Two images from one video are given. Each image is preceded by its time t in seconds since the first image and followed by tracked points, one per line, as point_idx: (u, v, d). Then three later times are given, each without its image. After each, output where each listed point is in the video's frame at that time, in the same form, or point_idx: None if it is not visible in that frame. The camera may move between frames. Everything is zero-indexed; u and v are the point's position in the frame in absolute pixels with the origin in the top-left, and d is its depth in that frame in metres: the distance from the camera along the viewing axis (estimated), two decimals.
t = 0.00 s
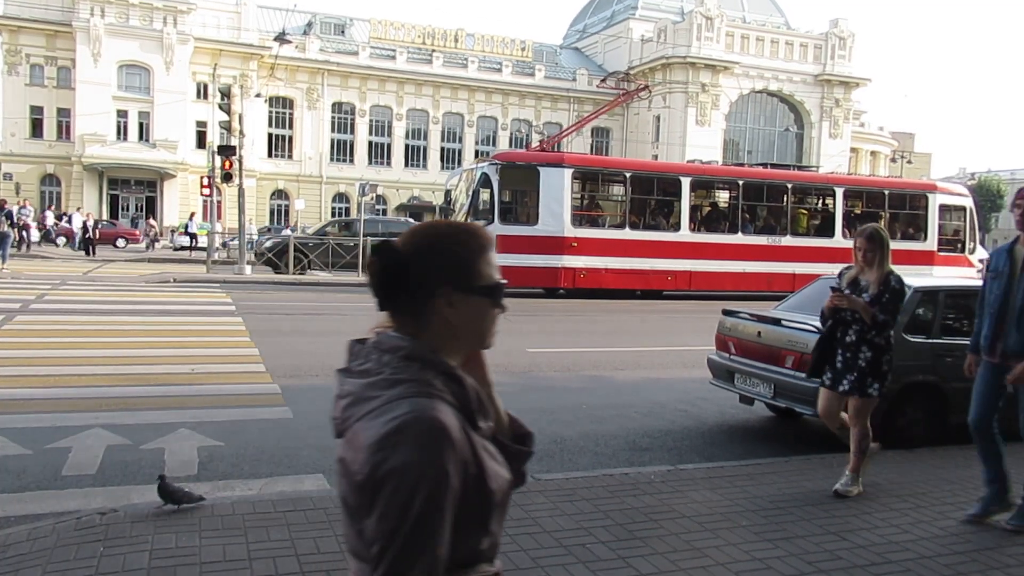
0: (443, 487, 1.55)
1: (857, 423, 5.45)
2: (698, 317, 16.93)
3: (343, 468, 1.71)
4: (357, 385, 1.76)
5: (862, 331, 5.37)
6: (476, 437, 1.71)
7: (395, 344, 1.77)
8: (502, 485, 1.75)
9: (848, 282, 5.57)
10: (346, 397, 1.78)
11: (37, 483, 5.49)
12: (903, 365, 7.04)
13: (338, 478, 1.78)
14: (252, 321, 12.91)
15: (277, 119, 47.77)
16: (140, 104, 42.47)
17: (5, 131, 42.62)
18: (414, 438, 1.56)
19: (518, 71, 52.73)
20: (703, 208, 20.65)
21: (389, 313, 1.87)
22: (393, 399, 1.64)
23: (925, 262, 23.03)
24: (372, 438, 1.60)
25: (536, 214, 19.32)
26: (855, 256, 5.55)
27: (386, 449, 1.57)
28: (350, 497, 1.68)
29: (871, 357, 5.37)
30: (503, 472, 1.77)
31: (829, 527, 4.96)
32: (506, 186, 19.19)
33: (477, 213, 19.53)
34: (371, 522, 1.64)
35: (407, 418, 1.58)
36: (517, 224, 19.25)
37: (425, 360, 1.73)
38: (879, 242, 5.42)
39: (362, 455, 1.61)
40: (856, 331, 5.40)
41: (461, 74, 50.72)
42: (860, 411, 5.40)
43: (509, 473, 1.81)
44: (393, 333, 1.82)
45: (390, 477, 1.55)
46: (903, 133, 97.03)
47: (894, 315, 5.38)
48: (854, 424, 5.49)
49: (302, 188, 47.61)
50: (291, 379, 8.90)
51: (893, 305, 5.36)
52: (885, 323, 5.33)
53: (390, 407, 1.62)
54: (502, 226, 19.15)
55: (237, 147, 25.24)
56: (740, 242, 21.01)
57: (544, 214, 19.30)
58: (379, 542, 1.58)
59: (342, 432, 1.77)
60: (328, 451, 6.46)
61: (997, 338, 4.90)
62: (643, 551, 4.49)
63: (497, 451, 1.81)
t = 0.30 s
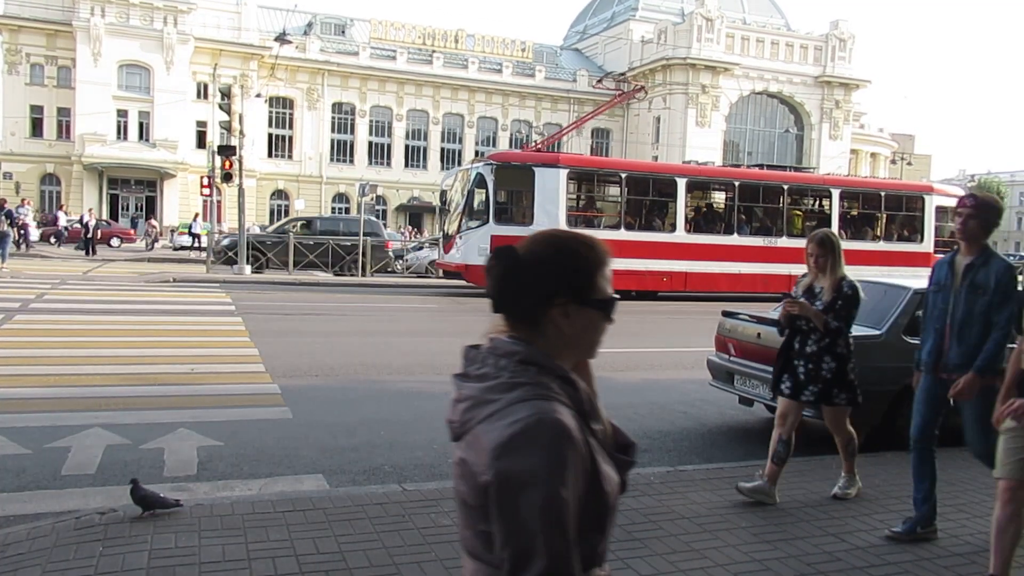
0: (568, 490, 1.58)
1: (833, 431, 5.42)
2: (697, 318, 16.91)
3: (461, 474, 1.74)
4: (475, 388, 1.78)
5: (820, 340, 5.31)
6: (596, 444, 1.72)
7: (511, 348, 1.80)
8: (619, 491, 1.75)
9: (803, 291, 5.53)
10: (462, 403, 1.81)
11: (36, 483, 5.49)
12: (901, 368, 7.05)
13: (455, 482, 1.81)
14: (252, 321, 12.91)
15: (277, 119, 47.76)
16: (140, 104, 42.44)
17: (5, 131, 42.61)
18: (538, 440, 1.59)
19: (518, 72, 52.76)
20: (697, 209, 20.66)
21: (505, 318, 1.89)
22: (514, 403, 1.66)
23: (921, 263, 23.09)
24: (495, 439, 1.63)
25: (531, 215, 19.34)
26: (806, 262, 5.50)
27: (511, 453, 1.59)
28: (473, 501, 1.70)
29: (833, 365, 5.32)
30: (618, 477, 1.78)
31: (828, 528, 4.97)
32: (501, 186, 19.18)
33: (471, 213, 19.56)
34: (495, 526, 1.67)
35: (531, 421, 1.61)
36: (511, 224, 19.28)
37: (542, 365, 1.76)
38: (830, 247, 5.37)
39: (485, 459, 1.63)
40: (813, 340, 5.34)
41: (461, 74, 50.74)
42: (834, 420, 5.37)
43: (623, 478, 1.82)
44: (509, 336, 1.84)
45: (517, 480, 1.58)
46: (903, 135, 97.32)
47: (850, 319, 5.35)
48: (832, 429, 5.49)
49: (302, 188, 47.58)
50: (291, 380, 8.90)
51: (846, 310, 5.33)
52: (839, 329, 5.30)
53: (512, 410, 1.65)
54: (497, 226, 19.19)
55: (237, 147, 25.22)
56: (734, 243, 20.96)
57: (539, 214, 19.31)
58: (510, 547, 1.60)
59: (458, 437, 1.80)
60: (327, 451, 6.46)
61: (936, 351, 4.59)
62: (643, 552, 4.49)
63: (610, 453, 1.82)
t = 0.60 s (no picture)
0: (712, 470, 1.80)
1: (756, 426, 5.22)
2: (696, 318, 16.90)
3: (605, 460, 1.95)
4: (612, 383, 1.99)
5: (769, 333, 5.15)
6: (726, 430, 1.95)
7: (641, 344, 2.03)
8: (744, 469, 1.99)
9: (753, 284, 5.36)
10: (596, 400, 2.02)
11: (35, 484, 5.48)
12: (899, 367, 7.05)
13: (596, 470, 2.02)
14: (252, 322, 12.92)
15: (276, 120, 47.72)
16: (139, 105, 42.41)
17: (5, 132, 42.59)
18: (683, 424, 1.82)
19: (517, 72, 52.82)
20: (689, 208, 20.59)
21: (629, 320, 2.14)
22: (652, 395, 1.89)
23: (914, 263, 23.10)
24: (642, 428, 1.86)
25: (523, 215, 19.31)
26: (754, 255, 5.33)
27: (659, 437, 1.82)
28: (618, 487, 1.91)
29: (779, 360, 5.14)
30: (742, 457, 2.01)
31: (827, 527, 4.97)
32: (492, 186, 19.22)
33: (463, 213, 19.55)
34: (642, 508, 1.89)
35: (675, 407, 1.84)
36: (503, 224, 19.25)
37: (670, 358, 1.99)
38: (775, 238, 5.21)
39: (634, 446, 1.86)
40: (763, 334, 5.17)
41: (460, 75, 50.72)
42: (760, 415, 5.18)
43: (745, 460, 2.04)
44: (636, 335, 2.08)
45: (667, 462, 1.81)
46: (902, 134, 97.44)
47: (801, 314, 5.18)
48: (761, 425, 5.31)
49: (301, 189, 47.55)
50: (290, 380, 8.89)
51: (795, 301, 5.14)
52: (788, 321, 5.11)
53: (654, 399, 1.88)
54: (488, 226, 19.18)
55: (235, 147, 25.20)
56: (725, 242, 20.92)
57: (530, 214, 19.28)
58: (661, 524, 1.82)
59: (594, 431, 2.02)
60: (327, 452, 6.46)
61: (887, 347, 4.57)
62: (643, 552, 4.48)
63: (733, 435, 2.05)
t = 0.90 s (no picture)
0: (809, 461, 1.95)
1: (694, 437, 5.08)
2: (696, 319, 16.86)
3: (702, 445, 2.08)
4: (712, 372, 2.09)
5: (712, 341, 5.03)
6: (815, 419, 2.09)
7: (738, 335, 2.13)
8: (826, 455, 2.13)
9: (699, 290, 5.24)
10: (694, 388, 2.13)
11: (34, 485, 5.48)
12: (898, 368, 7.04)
13: (688, 451, 2.14)
14: (251, 322, 12.93)
15: (275, 120, 47.70)
16: (138, 105, 42.38)
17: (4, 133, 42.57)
18: (782, 415, 1.96)
19: (516, 72, 52.93)
20: (678, 208, 20.63)
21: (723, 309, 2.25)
22: (754, 387, 2.01)
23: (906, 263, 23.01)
24: (744, 416, 1.99)
25: (510, 215, 19.27)
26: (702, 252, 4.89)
27: (762, 425, 1.96)
28: (717, 470, 2.04)
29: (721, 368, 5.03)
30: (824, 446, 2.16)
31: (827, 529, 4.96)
32: (479, 186, 19.19)
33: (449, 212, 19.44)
34: (739, 490, 2.03)
35: (774, 400, 1.97)
36: (489, 224, 19.21)
37: (770, 352, 2.11)
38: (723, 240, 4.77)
39: (737, 433, 1.99)
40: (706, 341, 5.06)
41: (459, 75, 50.71)
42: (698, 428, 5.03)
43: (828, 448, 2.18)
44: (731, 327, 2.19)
45: (770, 450, 1.95)
46: (901, 136, 97.66)
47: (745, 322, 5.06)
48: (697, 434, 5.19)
49: (301, 189, 47.56)
50: (290, 381, 8.90)
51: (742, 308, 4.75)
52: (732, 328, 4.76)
53: (754, 392, 2.00)
54: (475, 225, 19.11)
55: (235, 148, 25.15)
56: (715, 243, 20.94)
57: (517, 214, 19.26)
58: (759, 507, 1.97)
59: (690, 418, 2.13)
60: (325, 453, 6.47)
61: (827, 356, 4.50)
62: (641, 553, 4.48)
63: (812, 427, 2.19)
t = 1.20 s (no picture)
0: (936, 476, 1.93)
1: (673, 444, 4.86)
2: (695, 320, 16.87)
3: (826, 460, 2.03)
4: (827, 388, 2.06)
5: (658, 338, 4.80)
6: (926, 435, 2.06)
7: (846, 352, 2.12)
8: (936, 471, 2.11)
9: (646, 286, 5.02)
10: (810, 403, 2.08)
11: (33, 487, 5.47)
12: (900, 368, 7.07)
13: (801, 467, 2.10)
14: (250, 324, 12.93)
15: (274, 122, 47.69)
16: (137, 106, 42.37)
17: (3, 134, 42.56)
18: (912, 436, 1.93)
19: (515, 74, 52.97)
20: (664, 208, 20.65)
21: (818, 323, 2.23)
22: (880, 402, 2.00)
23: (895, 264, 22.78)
24: (879, 430, 1.96)
25: (493, 215, 19.24)
26: (647, 254, 4.99)
27: (893, 443, 1.93)
28: (844, 485, 2.00)
29: (671, 367, 4.79)
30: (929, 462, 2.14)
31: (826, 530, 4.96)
32: (462, 187, 19.14)
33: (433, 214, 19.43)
34: (864, 503, 2.00)
35: (906, 418, 1.94)
36: (473, 224, 19.15)
37: (879, 368, 2.10)
38: (670, 237, 4.89)
39: (873, 447, 1.95)
40: (653, 339, 4.82)
41: (458, 76, 50.75)
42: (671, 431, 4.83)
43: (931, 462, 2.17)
44: (832, 343, 2.17)
45: (906, 467, 1.92)
46: (899, 136, 97.86)
47: (690, 317, 4.82)
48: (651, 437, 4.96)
49: (300, 191, 47.58)
50: (289, 383, 8.89)
51: (685, 306, 4.81)
52: (676, 326, 4.77)
53: (880, 408, 1.98)
54: (457, 226, 19.04)
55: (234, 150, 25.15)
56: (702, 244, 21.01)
57: (500, 214, 19.23)
58: (889, 522, 1.93)
59: (804, 433, 2.09)
60: (324, 454, 6.46)
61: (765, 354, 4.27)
62: (640, 554, 4.48)
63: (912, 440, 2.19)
